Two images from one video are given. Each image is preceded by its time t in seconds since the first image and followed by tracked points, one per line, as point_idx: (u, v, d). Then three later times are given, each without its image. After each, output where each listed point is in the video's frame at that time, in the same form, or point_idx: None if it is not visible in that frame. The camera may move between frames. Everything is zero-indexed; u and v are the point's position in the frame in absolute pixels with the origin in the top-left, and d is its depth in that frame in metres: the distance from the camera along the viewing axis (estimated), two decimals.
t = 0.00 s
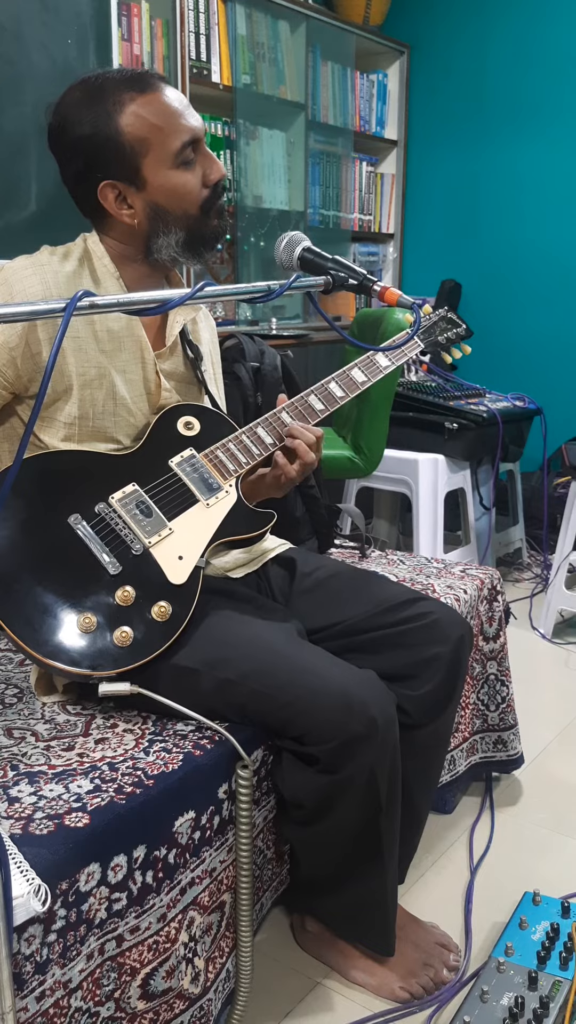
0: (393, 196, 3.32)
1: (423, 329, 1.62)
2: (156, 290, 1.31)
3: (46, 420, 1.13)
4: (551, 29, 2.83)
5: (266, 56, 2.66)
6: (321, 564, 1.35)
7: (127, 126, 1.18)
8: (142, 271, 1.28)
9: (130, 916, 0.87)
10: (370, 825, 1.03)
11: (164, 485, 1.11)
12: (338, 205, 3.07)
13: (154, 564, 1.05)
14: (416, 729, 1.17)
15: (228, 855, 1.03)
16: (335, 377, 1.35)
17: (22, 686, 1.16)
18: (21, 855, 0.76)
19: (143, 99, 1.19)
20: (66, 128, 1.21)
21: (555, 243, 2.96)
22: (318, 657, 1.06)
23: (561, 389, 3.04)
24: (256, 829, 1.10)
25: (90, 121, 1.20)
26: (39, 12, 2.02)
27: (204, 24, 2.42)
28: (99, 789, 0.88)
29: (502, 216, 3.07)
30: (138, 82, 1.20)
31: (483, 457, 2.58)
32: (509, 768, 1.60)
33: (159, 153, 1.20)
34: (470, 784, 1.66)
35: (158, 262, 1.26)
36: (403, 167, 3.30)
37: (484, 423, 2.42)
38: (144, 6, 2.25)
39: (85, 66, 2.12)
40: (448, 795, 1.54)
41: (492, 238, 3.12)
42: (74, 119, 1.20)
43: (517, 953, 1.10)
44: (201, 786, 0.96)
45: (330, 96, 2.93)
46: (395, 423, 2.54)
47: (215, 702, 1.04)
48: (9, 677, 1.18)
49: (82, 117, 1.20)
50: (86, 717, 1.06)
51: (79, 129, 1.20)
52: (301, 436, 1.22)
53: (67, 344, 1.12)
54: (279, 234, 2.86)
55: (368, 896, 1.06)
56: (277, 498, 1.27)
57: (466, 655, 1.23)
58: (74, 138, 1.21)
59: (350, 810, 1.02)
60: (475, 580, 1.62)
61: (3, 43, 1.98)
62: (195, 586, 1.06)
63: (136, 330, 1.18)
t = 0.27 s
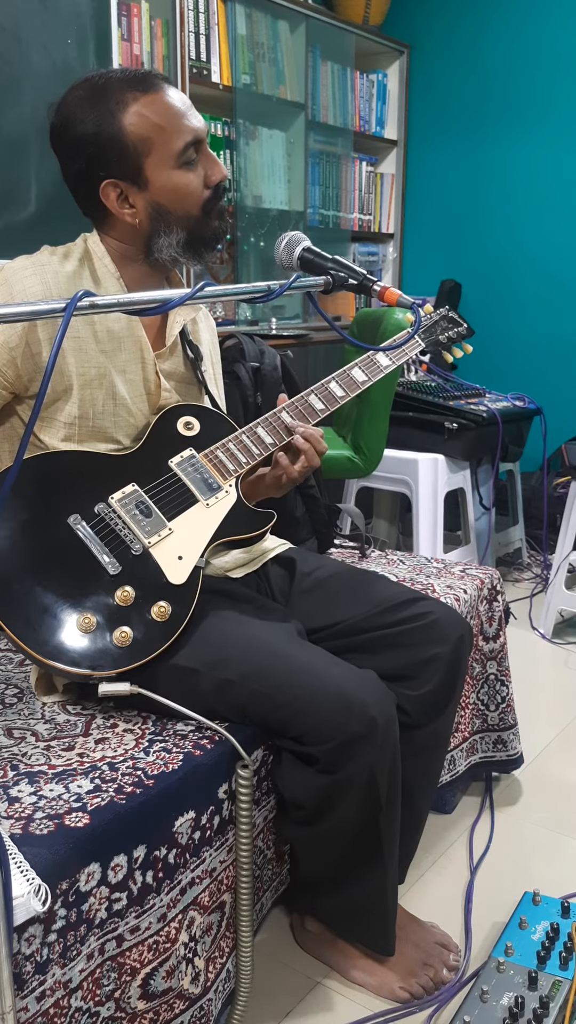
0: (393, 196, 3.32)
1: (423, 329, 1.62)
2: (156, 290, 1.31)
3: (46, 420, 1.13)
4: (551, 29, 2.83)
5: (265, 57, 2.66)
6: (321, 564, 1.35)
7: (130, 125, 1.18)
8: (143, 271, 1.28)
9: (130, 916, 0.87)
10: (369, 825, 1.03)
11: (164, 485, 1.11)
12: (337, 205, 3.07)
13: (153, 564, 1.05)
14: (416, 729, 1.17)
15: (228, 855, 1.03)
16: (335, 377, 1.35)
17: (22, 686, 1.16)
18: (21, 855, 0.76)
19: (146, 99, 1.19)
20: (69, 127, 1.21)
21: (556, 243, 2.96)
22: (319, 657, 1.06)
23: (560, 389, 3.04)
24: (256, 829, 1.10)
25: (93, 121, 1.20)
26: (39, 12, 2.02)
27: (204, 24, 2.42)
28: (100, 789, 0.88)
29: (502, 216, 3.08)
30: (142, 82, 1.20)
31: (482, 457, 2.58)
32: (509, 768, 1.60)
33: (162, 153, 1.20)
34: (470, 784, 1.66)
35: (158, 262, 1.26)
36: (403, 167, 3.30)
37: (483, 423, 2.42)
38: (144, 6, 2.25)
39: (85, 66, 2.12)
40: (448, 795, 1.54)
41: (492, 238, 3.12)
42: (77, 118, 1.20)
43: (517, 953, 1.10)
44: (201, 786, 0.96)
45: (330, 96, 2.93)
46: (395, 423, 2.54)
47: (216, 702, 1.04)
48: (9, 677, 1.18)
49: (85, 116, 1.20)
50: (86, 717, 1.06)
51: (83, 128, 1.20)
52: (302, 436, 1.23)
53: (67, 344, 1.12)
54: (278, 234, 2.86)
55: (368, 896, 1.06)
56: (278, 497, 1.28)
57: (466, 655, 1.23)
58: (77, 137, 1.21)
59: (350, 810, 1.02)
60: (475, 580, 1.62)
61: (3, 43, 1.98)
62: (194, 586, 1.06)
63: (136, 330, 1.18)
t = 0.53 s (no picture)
0: (393, 196, 3.32)
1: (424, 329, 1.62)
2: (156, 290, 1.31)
3: (46, 420, 1.13)
4: (552, 29, 2.83)
5: (266, 57, 2.66)
6: (321, 564, 1.35)
7: (131, 126, 1.18)
8: (143, 271, 1.28)
9: (130, 915, 0.87)
10: (370, 825, 1.03)
11: (164, 485, 1.11)
12: (338, 205, 3.07)
13: (153, 564, 1.05)
14: (416, 729, 1.17)
15: (228, 855, 1.03)
16: (335, 377, 1.35)
17: (22, 686, 1.16)
18: (22, 855, 0.76)
19: (148, 99, 1.19)
20: (69, 127, 1.21)
21: (556, 243, 2.96)
22: (319, 657, 1.06)
23: (561, 389, 3.04)
24: (256, 829, 1.10)
25: (94, 120, 1.20)
26: (39, 12, 2.02)
27: (204, 24, 2.42)
28: (100, 789, 0.88)
29: (502, 216, 3.07)
30: (143, 82, 1.21)
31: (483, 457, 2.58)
32: (509, 767, 1.60)
33: (163, 154, 1.20)
34: (470, 784, 1.66)
35: (158, 262, 1.26)
36: (403, 167, 3.30)
37: (484, 422, 2.42)
38: (144, 7, 2.25)
39: (85, 67, 2.12)
40: (448, 795, 1.54)
41: (492, 238, 3.12)
42: (78, 118, 1.20)
43: (518, 953, 1.10)
44: (201, 786, 0.96)
45: (330, 96, 2.93)
46: (395, 423, 2.54)
47: (216, 702, 1.04)
48: (9, 677, 1.18)
49: (87, 116, 1.20)
50: (86, 717, 1.06)
51: (84, 128, 1.20)
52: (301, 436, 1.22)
53: (67, 344, 1.12)
54: (279, 234, 2.86)
55: (368, 896, 1.06)
56: (279, 497, 1.28)
57: (466, 654, 1.23)
58: (78, 137, 1.21)
59: (350, 810, 1.02)
60: (475, 580, 1.62)
61: (3, 43, 1.98)
62: (194, 586, 1.06)
63: (136, 330, 1.19)
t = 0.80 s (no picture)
0: (393, 196, 3.32)
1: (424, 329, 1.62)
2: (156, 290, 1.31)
3: (47, 420, 1.13)
4: (552, 29, 2.83)
5: (266, 57, 2.66)
6: (321, 564, 1.35)
7: (132, 126, 1.19)
8: (144, 271, 1.28)
9: (130, 915, 0.87)
10: (370, 825, 1.03)
11: (164, 485, 1.11)
12: (338, 205, 3.07)
13: (153, 564, 1.05)
14: (417, 729, 1.17)
15: (229, 855, 1.03)
16: (336, 377, 1.35)
17: (23, 686, 1.16)
18: (22, 855, 0.77)
19: (149, 99, 1.19)
20: (70, 127, 1.21)
21: (556, 243, 2.96)
22: (319, 657, 1.06)
23: (561, 389, 3.04)
24: (257, 829, 1.10)
25: (95, 120, 1.20)
26: (39, 13, 2.03)
27: (205, 24, 2.42)
28: (100, 789, 0.88)
29: (502, 216, 3.07)
30: (144, 83, 1.21)
31: (483, 457, 2.58)
32: (510, 768, 1.60)
33: (164, 154, 1.20)
34: (470, 784, 1.66)
35: (159, 262, 1.25)
36: (404, 167, 3.30)
37: (484, 422, 2.42)
38: (144, 7, 2.25)
39: (86, 67, 2.12)
40: (449, 795, 1.54)
41: (493, 238, 3.12)
42: (79, 118, 1.20)
43: (518, 953, 1.10)
44: (201, 786, 0.96)
45: (330, 96, 2.93)
46: (396, 423, 2.54)
47: (216, 702, 1.04)
48: (9, 677, 1.18)
49: (87, 116, 1.20)
50: (87, 717, 1.06)
51: (84, 128, 1.20)
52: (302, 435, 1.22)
53: (68, 345, 1.12)
54: (279, 234, 2.87)
55: (368, 896, 1.06)
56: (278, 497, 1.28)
57: (466, 654, 1.23)
58: (78, 137, 1.21)
59: (351, 810, 1.02)
60: (475, 580, 1.62)
61: (3, 44, 1.99)
62: (195, 586, 1.06)
63: (137, 330, 1.19)
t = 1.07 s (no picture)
0: (393, 196, 3.33)
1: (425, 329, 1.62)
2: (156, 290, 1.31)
3: (47, 420, 1.13)
4: (552, 29, 2.83)
5: (266, 57, 2.66)
6: (321, 564, 1.35)
7: (132, 126, 1.19)
8: (144, 271, 1.28)
9: (130, 915, 0.87)
10: (370, 825, 1.03)
11: (165, 485, 1.11)
12: (338, 205, 3.07)
13: (154, 564, 1.05)
14: (417, 729, 1.17)
15: (229, 855, 1.03)
16: (337, 377, 1.35)
17: (23, 686, 1.16)
18: (22, 855, 0.76)
19: (149, 99, 1.19)
20: (70, 127, 1.21)
21: (556, 243, 2.96)
22: (319, 657, 1.06)
23: (562, 389, 3.04)
24: (257, 829, 1.10)
25: (95, 120, 1.20)
26: (39, 13, 2.03)
27: (205, 24, 2.42)
28: (100, 789, 0.88)
29: (502, 216, 3.07)
30: (144, 83, 1.21)
31: (483, 457, 2.58)
32: (509, 768, 1.60)
33: (163, 154, 1.20)
34: (470, 784, 1.66)
35: (159, 262, 1.25)
36: (404, 167, 3.30)
37: (484, 423, 2.42)
38: (144, 7, 2.25)
39: (86, 67, 2.12)
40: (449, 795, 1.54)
41: (493, 238, 3.12)
42: (78, 117, 1.20)
43: (518, 953, 1.10)
44: (201, 786, 0.96)
45: (330, 96, 2.93)
46: (396, 423, 2.54)
47: (216, 702, 1.04)
48: (9, 677, 1.18)
49: (87, 116, 1.20)
50: (87, 717, 1.06)
51: (84, 127, 1.20)
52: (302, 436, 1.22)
53: (67, 344, 1.12)
54: (279, 234, 2.86)
55: (368, 896, 1.06)
56: (279, 497, 1.28)
57: (466, 654, 1.23)
58: (78, 137, 1.21)
59: (350, 810, 1.02)
60: (475, 580, 1.62)
61: (4, 44, 1.99)
62: (195, 586, 1.06)
63: (138, 329, 1.19)
